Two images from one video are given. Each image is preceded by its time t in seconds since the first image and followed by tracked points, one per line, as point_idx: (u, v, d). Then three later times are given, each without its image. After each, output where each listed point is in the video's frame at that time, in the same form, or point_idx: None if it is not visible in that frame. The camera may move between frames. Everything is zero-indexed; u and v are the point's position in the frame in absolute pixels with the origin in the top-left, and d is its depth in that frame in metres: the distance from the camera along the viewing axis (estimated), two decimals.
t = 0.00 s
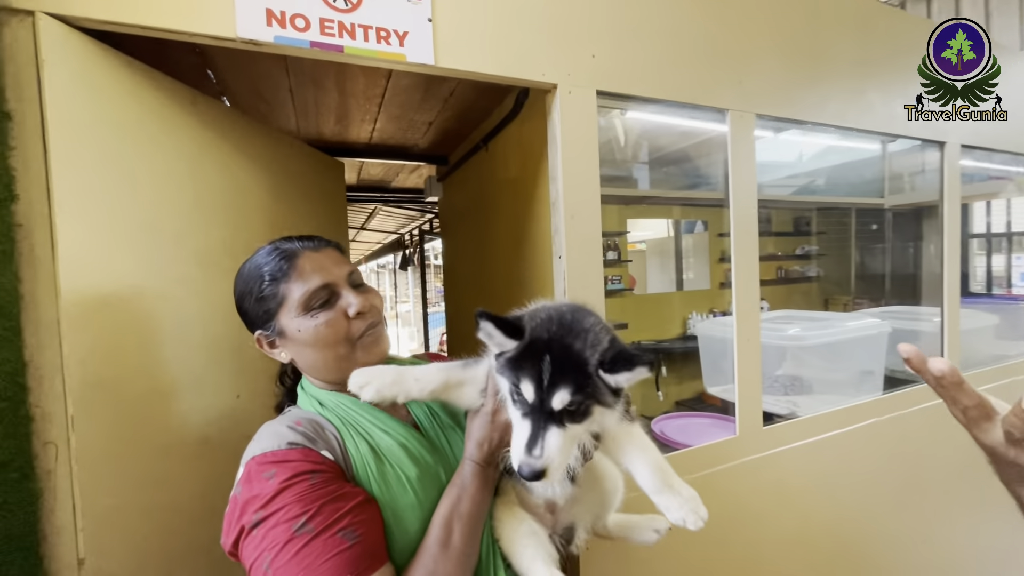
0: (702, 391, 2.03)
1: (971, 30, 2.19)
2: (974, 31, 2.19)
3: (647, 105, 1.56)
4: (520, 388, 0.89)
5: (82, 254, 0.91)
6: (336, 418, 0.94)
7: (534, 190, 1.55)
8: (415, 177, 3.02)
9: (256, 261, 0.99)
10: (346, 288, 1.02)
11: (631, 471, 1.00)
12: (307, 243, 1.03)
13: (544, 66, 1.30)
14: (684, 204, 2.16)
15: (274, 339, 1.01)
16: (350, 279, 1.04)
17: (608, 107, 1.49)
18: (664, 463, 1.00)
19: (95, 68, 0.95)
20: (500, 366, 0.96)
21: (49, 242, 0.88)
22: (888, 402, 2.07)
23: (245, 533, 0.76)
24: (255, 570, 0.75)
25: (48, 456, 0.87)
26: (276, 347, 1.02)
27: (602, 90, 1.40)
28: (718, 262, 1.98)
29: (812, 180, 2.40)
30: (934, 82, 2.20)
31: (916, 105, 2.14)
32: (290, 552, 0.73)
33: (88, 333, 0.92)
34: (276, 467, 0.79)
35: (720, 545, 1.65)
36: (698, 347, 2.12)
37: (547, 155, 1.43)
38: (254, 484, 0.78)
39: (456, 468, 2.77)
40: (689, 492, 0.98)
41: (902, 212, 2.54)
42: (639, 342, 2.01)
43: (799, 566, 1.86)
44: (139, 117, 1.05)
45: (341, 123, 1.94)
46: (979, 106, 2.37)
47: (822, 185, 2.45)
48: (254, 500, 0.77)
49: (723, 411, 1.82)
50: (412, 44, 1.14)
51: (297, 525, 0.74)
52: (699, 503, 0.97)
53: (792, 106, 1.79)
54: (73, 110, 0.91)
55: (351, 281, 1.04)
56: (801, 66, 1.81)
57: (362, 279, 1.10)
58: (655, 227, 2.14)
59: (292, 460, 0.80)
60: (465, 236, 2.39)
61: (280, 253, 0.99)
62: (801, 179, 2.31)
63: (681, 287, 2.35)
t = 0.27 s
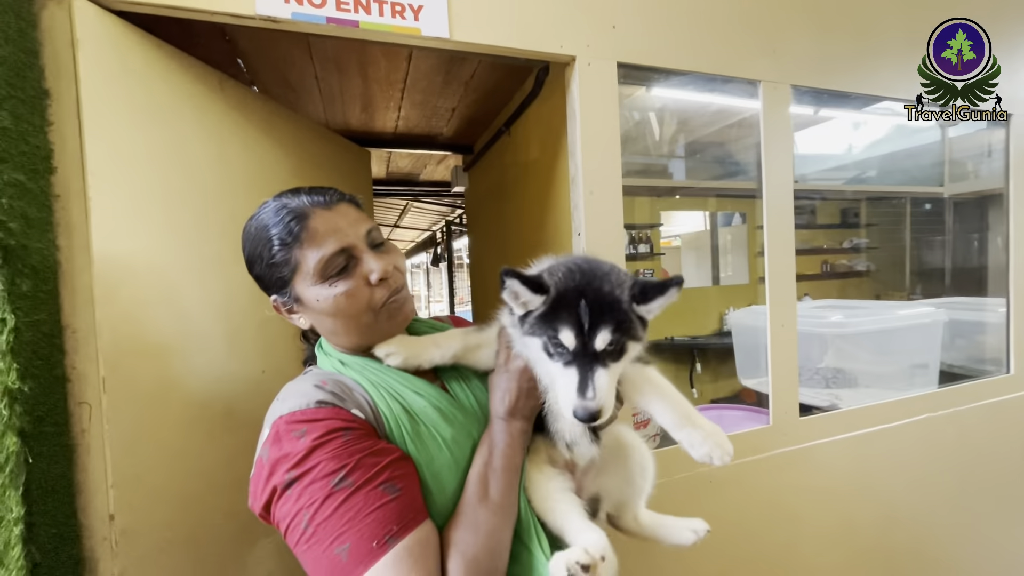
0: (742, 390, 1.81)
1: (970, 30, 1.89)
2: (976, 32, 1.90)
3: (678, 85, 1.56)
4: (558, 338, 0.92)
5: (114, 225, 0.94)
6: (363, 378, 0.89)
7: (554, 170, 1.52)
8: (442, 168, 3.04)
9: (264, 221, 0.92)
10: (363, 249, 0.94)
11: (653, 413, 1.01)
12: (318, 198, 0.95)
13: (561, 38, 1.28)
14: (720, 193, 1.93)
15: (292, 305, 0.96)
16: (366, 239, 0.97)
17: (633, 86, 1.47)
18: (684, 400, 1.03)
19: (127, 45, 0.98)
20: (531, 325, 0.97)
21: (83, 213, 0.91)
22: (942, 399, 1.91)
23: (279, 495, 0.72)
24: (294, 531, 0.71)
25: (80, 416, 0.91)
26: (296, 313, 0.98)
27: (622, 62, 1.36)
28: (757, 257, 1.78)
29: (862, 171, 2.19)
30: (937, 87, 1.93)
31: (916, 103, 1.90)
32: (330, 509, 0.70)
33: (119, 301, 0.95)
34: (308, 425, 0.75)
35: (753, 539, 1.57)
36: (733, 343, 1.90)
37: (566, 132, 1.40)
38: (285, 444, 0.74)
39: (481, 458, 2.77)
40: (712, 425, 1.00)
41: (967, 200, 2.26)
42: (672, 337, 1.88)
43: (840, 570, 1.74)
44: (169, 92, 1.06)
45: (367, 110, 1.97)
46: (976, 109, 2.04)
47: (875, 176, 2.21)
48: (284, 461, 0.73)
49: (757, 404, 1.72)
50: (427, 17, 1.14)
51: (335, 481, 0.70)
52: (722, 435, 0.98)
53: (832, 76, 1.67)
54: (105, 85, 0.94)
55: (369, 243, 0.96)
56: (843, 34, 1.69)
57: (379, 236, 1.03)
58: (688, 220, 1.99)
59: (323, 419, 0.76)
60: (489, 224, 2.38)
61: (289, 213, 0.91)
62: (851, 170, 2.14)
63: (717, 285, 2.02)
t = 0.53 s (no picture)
0: (767, 389, 1.77)
1: (971, 28, 1.71)
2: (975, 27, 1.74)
3: (703, 76, 1.53)
4: (543, 316, 1.03)
5: (142, 215, 0.98)
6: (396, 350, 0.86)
7: (571, 162, 1.50)
8: (462, 165, 3.06)
9: (310, 194, 0.87)
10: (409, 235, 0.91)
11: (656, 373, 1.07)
12: (368, 177, 0.90)
13: (578, 27, 1.26)
14: (746, 188, 1.82)
15: (325, 282, 0.91)
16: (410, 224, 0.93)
17: (652, 77, 1.45)
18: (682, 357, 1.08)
19: (155, 42, 1.01)
20: (518, 308, 1.09)
21: (114, 204, 0.95)
22: (982, 399, 1.82)
23: (322, 458, 0.66)
24: (341, 493, 0.65)
25: (111, 400, 0.95)
26: (328, 292, 0.93)
27: (640, 51, 1.34)
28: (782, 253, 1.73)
29: (899, 166, 2.06)
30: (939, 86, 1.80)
31: (917, 103, 1.85)
32: (380, 464, 0.64)
33: (147, 289, 0.98)
34: (349, 387, 0.71)
35: (779, 540, 1.52)
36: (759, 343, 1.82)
37: (584, 123, 1.38)
38: (325, 406, 0.69)
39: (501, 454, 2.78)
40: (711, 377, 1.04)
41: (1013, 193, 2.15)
42: (695, 335, 1.88)
43: None
44: (195, 87, 1.09)
45: (387, 107, 2.00)
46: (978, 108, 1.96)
47: (913, 170, 2.07)
48: (326, 424, 0.68)
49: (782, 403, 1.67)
50: (443, 9, 1.14)
51: (383, 436, 0.66)
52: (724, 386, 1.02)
53: (862, 61, 1.60)
54: (135, 80, 0.97)
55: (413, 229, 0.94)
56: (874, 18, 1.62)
57: (421, 222, 0.99)
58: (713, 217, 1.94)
59: (364, 380, 0.72)
60: (508, 219, 2.37)
61: (340, 189, 0.86)
62: (887, 165, 2.03)
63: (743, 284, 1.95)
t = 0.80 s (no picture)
0: (789, 390, 1.75)
1: (972, 28, 1.65)
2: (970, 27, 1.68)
3: (722, 70, 1.50)
4: (486, 278, 1.06)
5: (167, 216, 1.00)
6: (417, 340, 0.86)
7: (588, 160, 1.49)
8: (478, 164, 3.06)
9: (334, 198, 0.86)
10: (422, 252, 0.89)
11: (653, 332, 1.04)
12: (391, 188, 0.86)
13: (595, 23, 1.25)
14: (766, 185, 1.77)
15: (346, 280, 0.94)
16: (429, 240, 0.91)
17: (672, 73, 1.43)
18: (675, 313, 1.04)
19: (180, 47, 1.03)
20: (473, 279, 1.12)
21: (141, 205, 0.98)
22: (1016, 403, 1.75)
23: (350, 439, 0.66)
24: (369, 473, 0.63)
25: (139, 395, 0.98)
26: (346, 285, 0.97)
27: (658, 47, 1.32)
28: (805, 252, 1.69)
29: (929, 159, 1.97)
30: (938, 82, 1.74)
31: (919, 103, 1.81)
32: (408, 441, 0.63)
33: (172, 288, 1.01)
34: (375, 370, 0.71)
35: (801, 544, 1.49)
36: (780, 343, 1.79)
37: (601, 120, 1.37)
38: (353, 389, 0.69)
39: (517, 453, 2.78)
40: (702, 325, 0.98)
41: None
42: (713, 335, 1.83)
43: None
44: (218, 90, 1.11)
45: (404, 107, 2.01)
46: (978, 109, 1.88)
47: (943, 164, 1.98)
48: (353, 405, 0.67)
49: (804, 404, 1.64)
50: (460, 8, 1.14)
51: (411, 416, 0.65)
52: (721, 328, 0.96)
53: (888, 53, 1.56)
54: (160, 85, 1.00)
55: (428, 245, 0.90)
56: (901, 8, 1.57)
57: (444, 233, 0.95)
58: (730, 215, 1.86)
59: (389, 366, 0.72)
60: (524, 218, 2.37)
61: (360, 200, 0.84)
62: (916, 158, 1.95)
63: (763, 283, 1.88)
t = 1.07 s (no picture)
0: (808, 391, 1.72)
1: (971, 27, 1.57)
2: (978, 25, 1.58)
3: (740, 67, 1.49)
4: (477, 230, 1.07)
5: (193, 218, 1.03)
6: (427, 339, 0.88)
7: (603, 159, 1.49)
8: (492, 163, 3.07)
9: (380, 183, 0.90)
10: (452, 244, 0.90)
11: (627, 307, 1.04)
12: (435, 180, 0.89)
13: (611, 22, 1.25)
14: (785, 182, 1.75)
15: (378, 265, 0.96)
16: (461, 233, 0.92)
17: (688, 70, 1.41)
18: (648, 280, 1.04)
19: (205, 53, 1.06)
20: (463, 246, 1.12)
21: (168, 208, 1.01)
22: None
23: (359, 438, 0.67)
24: (375, 472, 0.65)
25: (166, 391, 1.01)
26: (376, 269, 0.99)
27: (674, 45, 1.31)
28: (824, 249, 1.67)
29: (955, 155, 1.92)
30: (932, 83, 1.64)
31: (918, 102, 1.72)
32: (413, 442, 0.65)
33: (197, 287, 1.04)
34: (384, 372, 0.72)
35: (820, 546, 1.47)
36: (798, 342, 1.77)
37: (616, 119, 1.36)
38: (362, 390, 0.70)
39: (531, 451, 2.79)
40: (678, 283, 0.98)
41: None
42: (730, 334, 1.83)
43: None
44: (240, 94, 1.14)
45: (419, 107, 2.03)
46: (978, 109, 1.78)
47: (969, 160, 1.93)
48: (362, 405, 0.69)
49: (824, 405, 1.62)
50: (475, 10, 1.15)
51: (416, 417, 0.66)
52: (694, 284, 0.97)
53: (912, 48, 1.52)
54: (186, 89, 1.02)
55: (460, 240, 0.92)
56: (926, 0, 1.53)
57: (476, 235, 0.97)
58: (749, 213, 1.85)
59: (398, 368, 0.74)
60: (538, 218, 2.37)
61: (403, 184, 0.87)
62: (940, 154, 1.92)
63: (781, 281, 1.87)
